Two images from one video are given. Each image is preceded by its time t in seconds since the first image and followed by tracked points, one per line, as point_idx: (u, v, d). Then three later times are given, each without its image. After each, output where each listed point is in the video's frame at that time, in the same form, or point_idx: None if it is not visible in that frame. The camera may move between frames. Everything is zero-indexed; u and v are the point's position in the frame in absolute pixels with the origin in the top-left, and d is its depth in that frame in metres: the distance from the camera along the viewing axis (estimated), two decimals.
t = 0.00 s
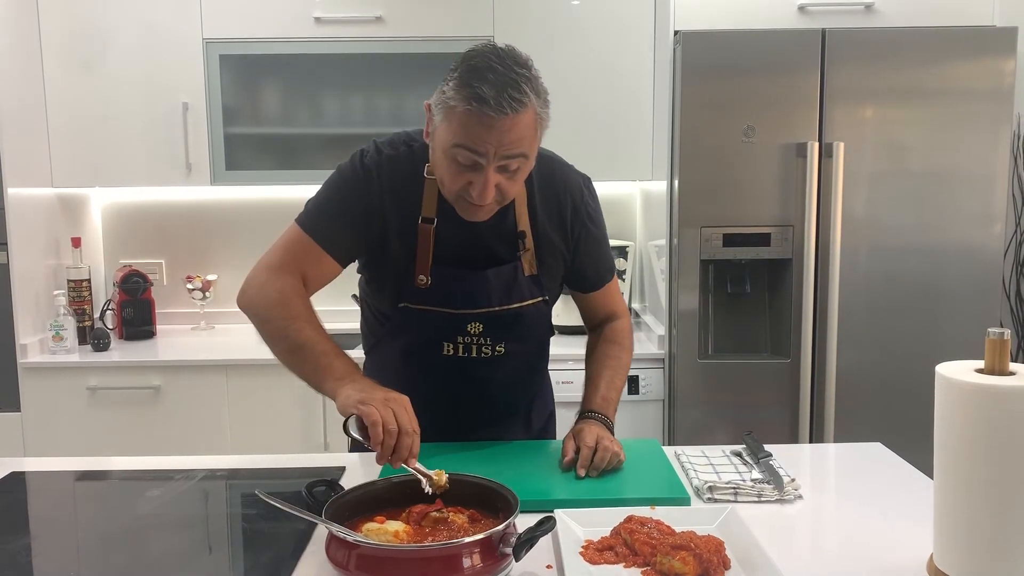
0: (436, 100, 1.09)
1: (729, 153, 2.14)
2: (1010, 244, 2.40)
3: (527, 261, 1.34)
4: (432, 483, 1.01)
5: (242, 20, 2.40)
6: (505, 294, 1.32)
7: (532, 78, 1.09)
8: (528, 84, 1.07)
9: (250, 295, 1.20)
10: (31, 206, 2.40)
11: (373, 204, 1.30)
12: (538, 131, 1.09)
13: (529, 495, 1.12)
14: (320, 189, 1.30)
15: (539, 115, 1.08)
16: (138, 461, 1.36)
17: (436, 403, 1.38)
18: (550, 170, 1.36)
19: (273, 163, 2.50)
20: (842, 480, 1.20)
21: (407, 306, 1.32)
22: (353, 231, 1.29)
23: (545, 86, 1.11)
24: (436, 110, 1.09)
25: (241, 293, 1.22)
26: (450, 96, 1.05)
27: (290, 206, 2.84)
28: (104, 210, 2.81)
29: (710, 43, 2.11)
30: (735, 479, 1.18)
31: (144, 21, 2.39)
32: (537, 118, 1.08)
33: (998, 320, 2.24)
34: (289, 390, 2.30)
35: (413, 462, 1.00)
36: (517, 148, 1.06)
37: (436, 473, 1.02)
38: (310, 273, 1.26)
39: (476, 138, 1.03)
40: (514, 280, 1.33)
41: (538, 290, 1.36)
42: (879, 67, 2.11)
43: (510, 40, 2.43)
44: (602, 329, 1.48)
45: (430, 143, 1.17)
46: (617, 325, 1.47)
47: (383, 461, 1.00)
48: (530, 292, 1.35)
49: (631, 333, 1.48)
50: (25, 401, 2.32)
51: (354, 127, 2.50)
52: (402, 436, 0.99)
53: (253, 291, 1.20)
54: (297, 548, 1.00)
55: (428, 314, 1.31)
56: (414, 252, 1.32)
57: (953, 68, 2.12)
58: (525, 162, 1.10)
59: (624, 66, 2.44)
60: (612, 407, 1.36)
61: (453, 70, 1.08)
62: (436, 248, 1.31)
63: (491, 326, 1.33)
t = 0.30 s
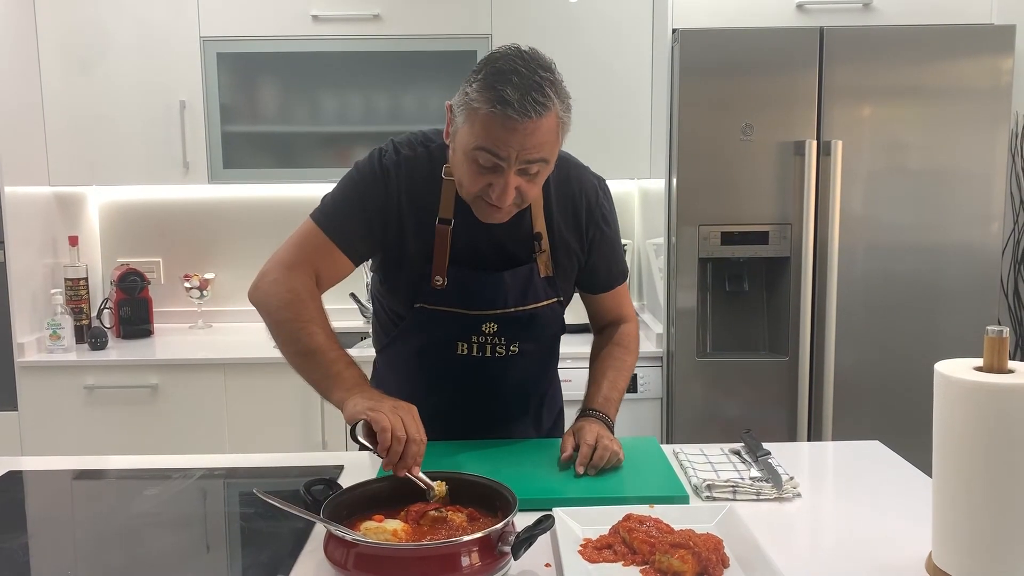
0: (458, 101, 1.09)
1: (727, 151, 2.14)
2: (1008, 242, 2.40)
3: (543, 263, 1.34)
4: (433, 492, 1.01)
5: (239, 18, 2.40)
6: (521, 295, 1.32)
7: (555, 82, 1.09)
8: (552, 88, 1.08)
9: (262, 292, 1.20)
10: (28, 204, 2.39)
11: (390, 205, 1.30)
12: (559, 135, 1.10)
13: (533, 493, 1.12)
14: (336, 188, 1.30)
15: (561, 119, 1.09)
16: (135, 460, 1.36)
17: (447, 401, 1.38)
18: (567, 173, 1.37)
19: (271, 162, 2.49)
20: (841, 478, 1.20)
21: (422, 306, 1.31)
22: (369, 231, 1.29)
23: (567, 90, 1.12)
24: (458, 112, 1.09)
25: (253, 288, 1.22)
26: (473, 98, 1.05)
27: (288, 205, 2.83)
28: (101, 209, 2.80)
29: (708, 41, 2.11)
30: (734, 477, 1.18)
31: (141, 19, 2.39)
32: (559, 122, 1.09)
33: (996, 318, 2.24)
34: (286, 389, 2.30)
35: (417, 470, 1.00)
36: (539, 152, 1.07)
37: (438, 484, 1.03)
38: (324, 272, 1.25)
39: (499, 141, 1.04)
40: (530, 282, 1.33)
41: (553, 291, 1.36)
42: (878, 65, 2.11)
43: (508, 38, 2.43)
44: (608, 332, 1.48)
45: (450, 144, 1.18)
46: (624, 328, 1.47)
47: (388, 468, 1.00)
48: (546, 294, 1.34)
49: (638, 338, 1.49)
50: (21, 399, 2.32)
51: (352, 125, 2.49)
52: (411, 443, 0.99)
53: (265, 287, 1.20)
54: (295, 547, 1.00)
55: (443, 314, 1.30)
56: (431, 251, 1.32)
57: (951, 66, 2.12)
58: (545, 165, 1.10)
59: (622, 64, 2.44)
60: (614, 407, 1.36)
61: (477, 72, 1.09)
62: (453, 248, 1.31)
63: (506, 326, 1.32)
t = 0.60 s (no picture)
0: (469, 96, 1.09)
1: (726, 148, 2.14)
2: (1006, 240, 2.41)
3: (544, 259, 1.34)
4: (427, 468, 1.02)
5: (237, 15, 2.39)
6: (521, 292, 1.32)
7: (566, 81, 1.10)
8: (563, 87, 1.08)
9: (261, 299, 1.23)
10: (25, 202, 2.39)
11: (390, 203, 1.29)
12: (568, 135, 1.11)
13: (531, 491, 1.12)
14: (338, 190, 1.31)
15: (571, 118, 1.10)
16: (133, 458, 1.36)
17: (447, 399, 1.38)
18: (569, 170, 1.36)
19: (269, 159, 2.49)
20: (839, 476, 1.21)
21: (423, 304, 1.31)
22: (368, 230, 1.28)
23: (577, 90, 1.12)
24: (469, 107, 1.09)
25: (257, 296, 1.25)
26: (486, 93, 1.05)
27: (286, 203, 2.83)
28: (99, 207, 2.80)
29: (707, 39, 2.10)
30: (732, 475, 1.18)
31: (139, 17, 2.38)
32: (569, 122, 1.09)
33: (994, 316, 2.24)
34: (285, 387, 2.29)
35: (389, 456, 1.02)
36: (548, 151, 1.07)
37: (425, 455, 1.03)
38: (323, 275, 1.26)
39: (509, 137, 1.04)
40: (531, 279, 1.33)
41: (553, 288, 1.36)
42: (876, 63, 2.11)
43: (506, 35, 2.42)
44: (608, 331, 1.48)
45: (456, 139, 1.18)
46: (624, 327, 1.48)
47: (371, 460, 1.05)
48: (546, 290, 1.35)
49: (637, 336, 1.49)
50: (19, 398, 2.31)
51: (350, 123, 2.48)
52: (365, 443, 1.02)
53: (265, 294, 1.23)
54: (294, 545, 1.00)
55: (444, 312, 1.31)
56: (431, 249, 1.32)
57: (949, 64, 2.12)
58: (551, 164, 1.11)
59: (620, 62, 2.44)
60: (612, 405, 1.36)
61: (489, 67, 1.09)
62: (454, 246, 1.31)
63: (506, 323, 1.32)
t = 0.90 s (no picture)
0: (477, 98, 1.09)
1: (725, 147, 2.14)
2: (1004, 239, 2.41)
3: (545, 261, 1.34)
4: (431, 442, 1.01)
5: (235, 14, 2.39)
6: (522, 294, 1.32)
7: (575, 85, 1.10)
8: (571, 90, 1.08)
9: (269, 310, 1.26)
10: (23, 201, 2.39)
11: (391, 205, 1.29)
12: (575, 139, 1.11)
13: (529, 491, 1.12)
14: (341, 195, 1.31)
15: (578, 122, 1.10)
16: (132, 457, 1.36)
17: (447, 400, 1.38)
18: (570, 171, 1.36)
19: (268, 159, 2.49)
20: (837, 474, 1.21)
21: (424, 305, 1.31)
22: (369, 235, 1.29)
23: (584, 94, 1.13)
24: (475, 110, 1.09)
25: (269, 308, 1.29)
26: (494, 96, 1.05)
27: (285, 202, 2.83)
28: (98, 206, 2.80)
29: (706, 37, 2.10)
30: (731, 473, 1.18)
31: (137, 17, 2.38)
32: (576, 125, 1.10)
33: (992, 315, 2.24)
34: (284, 386, 2.29)
35: (389, 449, 1.01)
36: (556, 155, 1.07)
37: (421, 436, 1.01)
38: (327, 281, 1.28)
39: (517, 141, 1.04)
40: (532, 280, 1.33)
41: (554, 290, 1.36)
42: (875, 61, 2.11)
43: (505, 35, 2.42)
44: (608, 331, 1.49)
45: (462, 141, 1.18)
46: (624, 327, 1.48)
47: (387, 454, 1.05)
48: (547, 292, 1.35)
49: (636, 337, 1.50)
50: (18, 397, 2.31)
51: (349, 123, 2.48)
52: (363, 445, 1.02)
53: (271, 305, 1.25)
54: (294, 545, 1.00)
55: (445, 313, 1.31)
56: (432, 251, 1.32)
57: (947, 62, 2.12)
58: (558, 168, 1.11)
59: (619, 61, 2.44)
60: (613, 402, 1.36)
61: (496, 71, 1.09)
62: (455, 247, 1.31)
63: (507, 324, 1.33)
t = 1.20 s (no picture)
0: (498, 104, 1.09)
1: (723, 147, 2.14)
2: (1003, 239, 2.41)
3: (553, 263, 1.35)
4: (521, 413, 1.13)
5: (232, 14, 2.38)
6: (531, 297, 1.32)
7: (595, 85, 1.10)
8: (594, 91, 1.09)
9: (298, 318, 1.18)
10: (20, 202, 2.39)
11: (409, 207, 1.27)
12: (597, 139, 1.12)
13: (529, 492, 1.12)
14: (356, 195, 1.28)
15: (600, 122, 1.11)
16: (130, 458, 1.35)
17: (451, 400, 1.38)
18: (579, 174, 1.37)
19: (266, 159, 2.48)
20: (836, 475, 1.21)
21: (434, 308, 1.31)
22: (393, 231, 1.26)
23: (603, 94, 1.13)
24: (498, 115, 1.09)
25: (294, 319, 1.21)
26: (519, 101, 1.05)
27: (283, 202, 2.82)
28: (95, 207, 2.79)
29: (703, 37, 2.10)
30: (729, 474, 1.18)
31: (135, 17, 2.37)
32: (598, 126, 1.11)
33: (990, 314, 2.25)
34: (281, 387, 2.29)
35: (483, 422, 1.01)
36: (581, 156, 1.08)
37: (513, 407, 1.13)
38: (353, 283, 1.22)
39: (545, 145, 1.05)
40: (541, 283, 1.33)
41: (562, 292, 1.36)
42: (873, 61, 2.11)
43: (502, 34, 2.42)
44: (613, 331, 1.49)
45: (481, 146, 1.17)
46: (627, 326, 1.49)
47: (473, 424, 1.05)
48: (555, 294, 1.35)
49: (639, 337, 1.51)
50: (16, 398, 2.31)
51: (346, 123, 2.48)
52: (452, 423, 1.01)
53: (300, 314, 1.18)
54: (292, 546, 1.00)
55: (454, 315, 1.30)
56: (444, 253, 1.31)
57: (945, 62, 2.12)
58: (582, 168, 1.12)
59: (617, 62, 2.44)
60: (621, 397, 1.37)
61: (517, 74, 1.08)
62: (467, 249, 1.30)
63: (515, 327, 1.32)
